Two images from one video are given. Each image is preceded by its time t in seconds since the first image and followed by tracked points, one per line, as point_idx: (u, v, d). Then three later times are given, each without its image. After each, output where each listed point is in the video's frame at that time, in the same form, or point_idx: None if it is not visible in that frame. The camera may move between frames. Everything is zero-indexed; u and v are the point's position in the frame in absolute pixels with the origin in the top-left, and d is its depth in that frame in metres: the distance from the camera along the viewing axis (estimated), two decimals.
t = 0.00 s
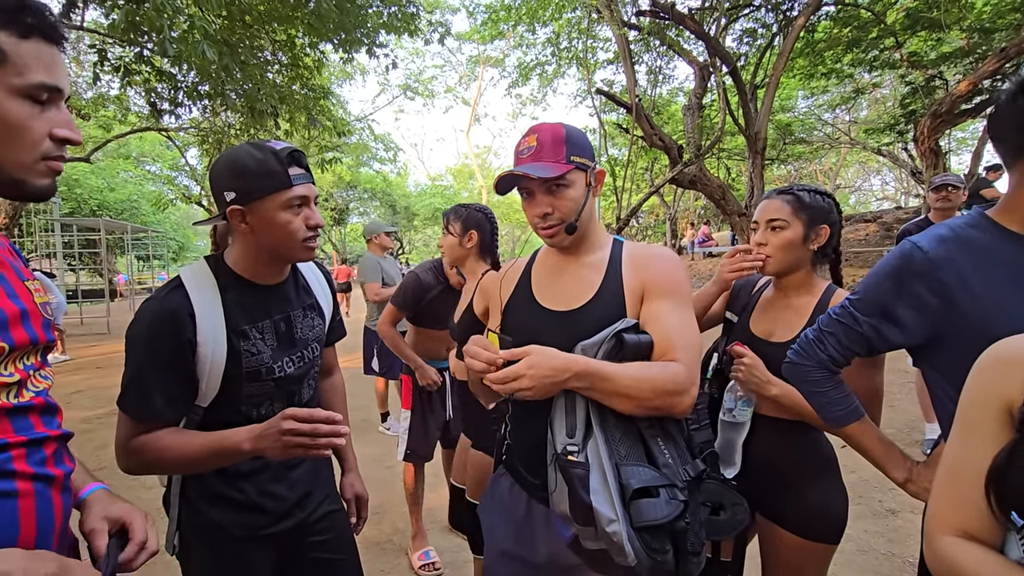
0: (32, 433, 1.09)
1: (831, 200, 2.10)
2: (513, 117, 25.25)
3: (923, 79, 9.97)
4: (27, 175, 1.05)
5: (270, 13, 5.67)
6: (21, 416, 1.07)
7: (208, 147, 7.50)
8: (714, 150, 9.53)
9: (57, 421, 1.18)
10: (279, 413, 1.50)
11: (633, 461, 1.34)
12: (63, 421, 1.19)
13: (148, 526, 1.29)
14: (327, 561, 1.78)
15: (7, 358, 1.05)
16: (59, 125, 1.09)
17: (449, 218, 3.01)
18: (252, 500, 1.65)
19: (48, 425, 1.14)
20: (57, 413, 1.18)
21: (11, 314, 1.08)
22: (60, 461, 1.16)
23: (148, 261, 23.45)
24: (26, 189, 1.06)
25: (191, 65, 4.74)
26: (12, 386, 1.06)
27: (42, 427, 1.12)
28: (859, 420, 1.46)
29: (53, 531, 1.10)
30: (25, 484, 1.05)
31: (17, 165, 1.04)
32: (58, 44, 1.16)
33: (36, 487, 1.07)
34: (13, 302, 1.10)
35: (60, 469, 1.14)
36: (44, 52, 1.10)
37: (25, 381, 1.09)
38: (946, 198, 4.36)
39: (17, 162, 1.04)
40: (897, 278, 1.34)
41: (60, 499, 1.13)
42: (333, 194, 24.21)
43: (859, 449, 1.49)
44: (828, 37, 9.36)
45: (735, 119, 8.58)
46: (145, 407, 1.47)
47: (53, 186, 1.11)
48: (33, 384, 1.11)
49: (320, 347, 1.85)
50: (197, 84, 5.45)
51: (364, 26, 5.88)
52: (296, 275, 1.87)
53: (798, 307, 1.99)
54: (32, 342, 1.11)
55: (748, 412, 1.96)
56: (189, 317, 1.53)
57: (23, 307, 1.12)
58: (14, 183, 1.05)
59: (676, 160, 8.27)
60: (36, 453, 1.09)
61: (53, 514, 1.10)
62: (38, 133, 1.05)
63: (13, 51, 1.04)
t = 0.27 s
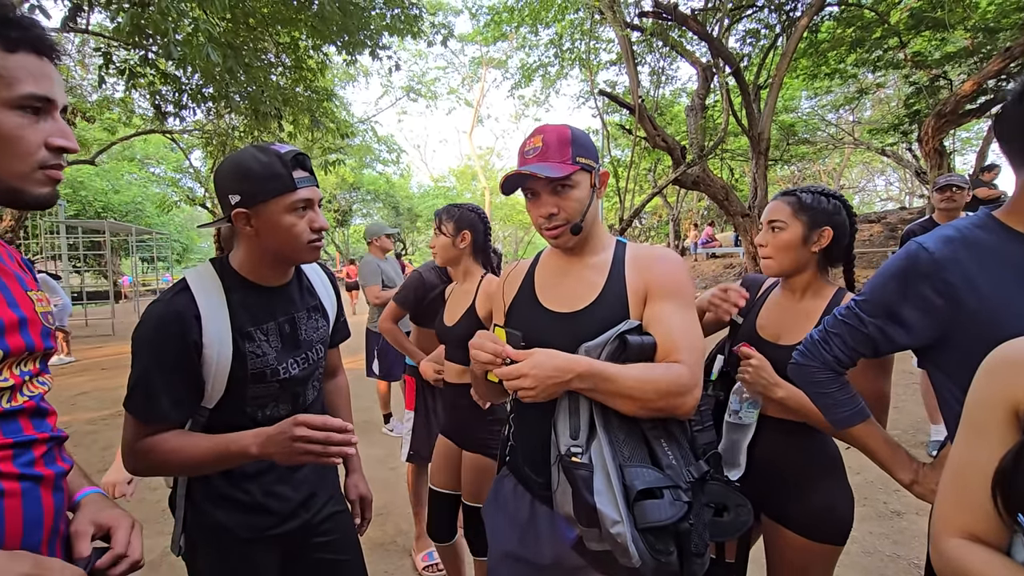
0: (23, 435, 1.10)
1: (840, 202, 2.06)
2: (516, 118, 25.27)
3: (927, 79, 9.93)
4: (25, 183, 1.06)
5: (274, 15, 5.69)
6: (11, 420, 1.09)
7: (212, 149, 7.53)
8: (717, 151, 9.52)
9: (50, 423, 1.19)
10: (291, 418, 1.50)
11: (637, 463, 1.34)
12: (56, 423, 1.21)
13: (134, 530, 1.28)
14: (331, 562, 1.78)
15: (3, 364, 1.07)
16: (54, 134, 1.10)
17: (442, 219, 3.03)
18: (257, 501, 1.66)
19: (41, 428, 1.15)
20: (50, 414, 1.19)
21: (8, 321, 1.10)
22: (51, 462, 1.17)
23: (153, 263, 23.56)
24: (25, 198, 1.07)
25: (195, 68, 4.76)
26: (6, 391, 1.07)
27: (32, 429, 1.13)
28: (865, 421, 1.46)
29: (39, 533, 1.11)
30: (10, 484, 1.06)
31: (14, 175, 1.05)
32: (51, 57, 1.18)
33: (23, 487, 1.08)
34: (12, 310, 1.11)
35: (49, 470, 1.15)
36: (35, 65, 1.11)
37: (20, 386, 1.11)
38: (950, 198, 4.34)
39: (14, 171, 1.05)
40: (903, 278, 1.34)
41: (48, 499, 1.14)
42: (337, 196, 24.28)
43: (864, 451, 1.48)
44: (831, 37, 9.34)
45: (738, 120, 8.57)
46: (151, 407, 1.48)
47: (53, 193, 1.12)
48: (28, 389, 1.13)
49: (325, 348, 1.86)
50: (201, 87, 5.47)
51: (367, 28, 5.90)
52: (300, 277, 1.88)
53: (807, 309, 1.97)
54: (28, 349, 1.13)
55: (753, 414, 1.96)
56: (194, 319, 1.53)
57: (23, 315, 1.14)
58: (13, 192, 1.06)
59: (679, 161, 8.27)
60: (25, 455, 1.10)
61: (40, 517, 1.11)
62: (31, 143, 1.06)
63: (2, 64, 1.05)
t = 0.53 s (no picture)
0: (26, 439, 1.11)
1: (830, 206, 2.02)
2: (520, 120, 25.29)
3: (933, 80, 9.89)
4: (39, 192, 1.07)
5: (280, 18, 5.72)
6: (15, 423, 1.10)
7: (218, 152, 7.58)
8: (722, 152, 9.51)
9: (54, 427, 1.20)
10: (312, 447, 1.52)
11: (645, 467, 1.34)
12: (61, 426, 1.22)
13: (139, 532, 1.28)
14: (339, 563, 1.79)
15: (8, 368, 1.08)
16: (69, 144, 1.11)
17: (429, 223, 2.97)
18: (266, 502, 1.67)
19: (46, 431, 1.16)
20: (55, 417, 1.21)
21: (16, 326, 1.11)
22: (54, 466, 1.18)
23: (159, 264, 23.68)
24: (39, 207, 1.08)
25: (201, 71, 4.79)
26: (11, 395, 1.08)
27: (36, 433, 1.14)
28: (876, 427, 1.44)
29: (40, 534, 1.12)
30: (13, 487, 1.07)
31: (28, 183, 1.06)
32: (68, 70, 1.19)
33: (25, 490, 1.09)
34: (20, 315, 1.13)
35: (52, 473, 1.16)
36: (53, 77, 1.13)
37: (26, 391, 1.12)
38: (958, 200, 4.32)
39: (28, 180, 1.06)
40: (914, 283, 1.32)
41: (51, 501, 1.15)
42: (342, 198, 24.37)
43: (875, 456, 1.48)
44: (836, 38, 9.32)
45: (743, 121, 8.56)
46: (160, 413, 1.48)
47: (66, 202, 1.13)
48: (35, 393, 1.14)
49: (332, 351, 1.86)
50: (208, 89, 5.50)
51: (372, 31, 5.93)
52: (307, 280, 1.89)
53: (814, 315, 1.94)
54: (36, 354, 1.14)
55: (754, 419, 1.97)
56: (203, 323, 1.54)
57: (32, 320, 1.16)
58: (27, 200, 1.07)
59: (683, 163, 8.27)
60: (28, 458, 1.11)
61: (42, 520, 1.12)
62: (47, 152, 1.07)
63: (20, 77, 1.06)
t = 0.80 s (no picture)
0: (36, 446, 1.12)
1: (804, 220, 1.94)
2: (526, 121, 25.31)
3: (942, 81, 9.84)
4: (66, 203, 1.10)
5: (288, 20, 5.75)
6: (26, 430, 1.11)
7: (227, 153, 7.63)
8: (728, 154, 9.50)
9: (63, 433, 1.21)
10: (318, 534, 1.52)
11: (661, 470, 1.35)
12: (69, 432, 1.23)
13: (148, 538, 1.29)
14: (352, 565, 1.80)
15: (21, 374, 1.09)
16: (99, 156, 1.13)
17: (434, 227, 3.02)
18: (280, 503, 1.66)
19: (55, 438, 1.17)
20: (64, 423, 1.22)
21: (29, 330, 1.12)
22: (63, 472, 1.19)
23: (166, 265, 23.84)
24: (62, 217, 1.11)
25: (211, 73, 4.83)
26: (23, 402, 1.09)
27: (46, 439, 1.15)
28: (894, 431, 1.44)
29: (49, 542, 1.13)
30: (22, 495, 1.08)
31: (55, 195, 1.08)
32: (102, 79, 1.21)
33: (34, 498, 1.10)
34: (33, 320, 1.14)
35: (61, 480, 1.18)
36: (88, 89, 1.15)
37: (38, 397, 1.13)
38: (969, 203, 4.28)
39: (57, 191, 1.08)
40: (934, 286, 1.29)
41: (58, 508, 1.16)
42: (348, 199, 24.47)
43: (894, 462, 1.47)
44: (844, 40, 9.28)
45: (749, 122, 8.54)
46: (176, 418, 1.50)
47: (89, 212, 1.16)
48: (46, 399, 1.16)
49: (344, 352, 1.88)
50: (216, 91, 5.54)
51: (379, 33, 5.96)
52: (318, 282, 1.90)
53: (826, 321, 1.91)
54: (49, 359, 1.15)
55: (763, 422, 1.96)
56: (218, 327, 1.55)
57: (45, 325, 1.17)
58: (52, 210, 1.09)
59: (690, 165, 8.27)
60: (36, 465, 1.12)
61: (51, 527, 1.13)
62: (78, 164, 1.09)
63: (60, 90, 1.09)
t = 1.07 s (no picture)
0: (33, 457, 1.11)
1: (791, 234, 1.90)
2: (530, 122, 25.33)
3: (950, 83, 9.79)
4: (86, 203, 1.11)
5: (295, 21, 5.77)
6: (24, 441, 1.10)
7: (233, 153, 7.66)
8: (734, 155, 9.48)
9: (62, 443, 1.20)
10: None
11: (674, 472, 1.36)
12: (68, 442, 1.22)
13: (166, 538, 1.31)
14: (361, 564, 1.80)
15: (18, 382, 1.09)
16: (121, 155, 1.15)
17: (440, 228, 3.01)
18: (292, 501, 1.67)
19: (53, 449, 1.16)
20: (63, 433, 1.21)
21: (33, 336, 1.12)
22: (60, 484, 1.18)
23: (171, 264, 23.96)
24: (79, 216, 1.12)
25: (218, 73, 4.85)
26: (21, 411, 1.09)
27: (44, 451, 1.14)
28: (910, 433, 1.43)
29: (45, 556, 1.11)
30: (17, 509, 1.06)
31: (77, 195, 1.09)
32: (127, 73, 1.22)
33: (28, 511, 1.08)
34: (35, 324, 1.13)
35: (59, 492, 1.16)
36: (115, 84, 1.16)
37: (37, 405, 1.13)
38: (978, 205, 4.26)
39: (78, 191, 1.09)
40: (954, 287, 1.27)
41: (52, 523, 1.13)
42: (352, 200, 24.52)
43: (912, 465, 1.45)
44: (851, 41, 9.25)
45: (755, 124, 8.52)
46: (188, 415, 1.50)
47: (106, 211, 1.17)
48: (45, 406, 1.15)
49: (354, 350, 1.88)
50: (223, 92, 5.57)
51: (385, 34, 5.97)
52: (329, 280, 1.90)
53: (829, 323, 1.89)
54: (49, 365, 1.15)
55: (773, 432, 1.96)
56: (230, 325, 1.55)
57: (47, 328, 1.16)
58: (71, 209, 1.10)
59: (695, 166, 8.26)
60: (33, 478, 1.11)
61: (47, 540, 1.11)
62: (102, 164, 1.10)
63: (89, 86, 1.10)
